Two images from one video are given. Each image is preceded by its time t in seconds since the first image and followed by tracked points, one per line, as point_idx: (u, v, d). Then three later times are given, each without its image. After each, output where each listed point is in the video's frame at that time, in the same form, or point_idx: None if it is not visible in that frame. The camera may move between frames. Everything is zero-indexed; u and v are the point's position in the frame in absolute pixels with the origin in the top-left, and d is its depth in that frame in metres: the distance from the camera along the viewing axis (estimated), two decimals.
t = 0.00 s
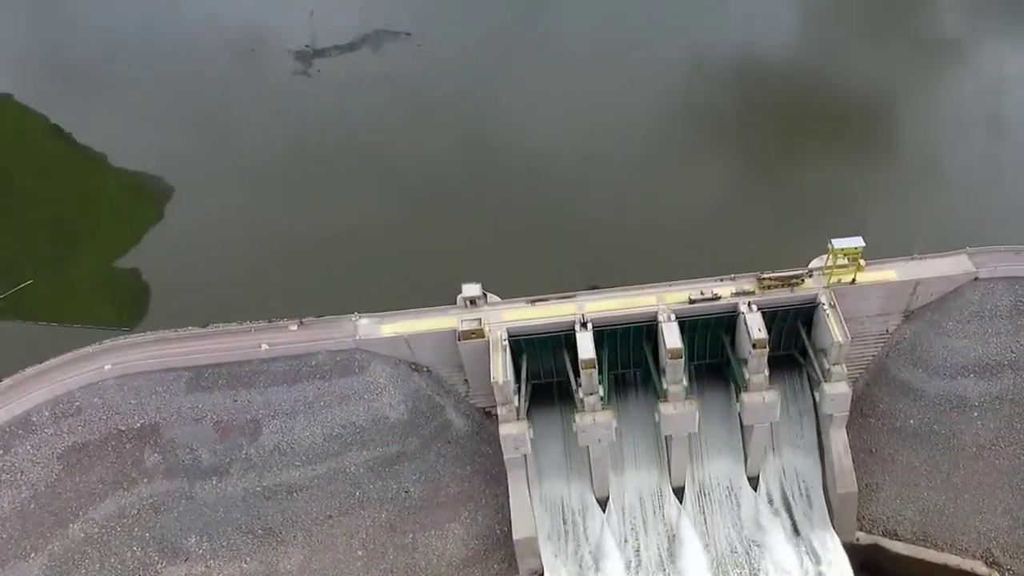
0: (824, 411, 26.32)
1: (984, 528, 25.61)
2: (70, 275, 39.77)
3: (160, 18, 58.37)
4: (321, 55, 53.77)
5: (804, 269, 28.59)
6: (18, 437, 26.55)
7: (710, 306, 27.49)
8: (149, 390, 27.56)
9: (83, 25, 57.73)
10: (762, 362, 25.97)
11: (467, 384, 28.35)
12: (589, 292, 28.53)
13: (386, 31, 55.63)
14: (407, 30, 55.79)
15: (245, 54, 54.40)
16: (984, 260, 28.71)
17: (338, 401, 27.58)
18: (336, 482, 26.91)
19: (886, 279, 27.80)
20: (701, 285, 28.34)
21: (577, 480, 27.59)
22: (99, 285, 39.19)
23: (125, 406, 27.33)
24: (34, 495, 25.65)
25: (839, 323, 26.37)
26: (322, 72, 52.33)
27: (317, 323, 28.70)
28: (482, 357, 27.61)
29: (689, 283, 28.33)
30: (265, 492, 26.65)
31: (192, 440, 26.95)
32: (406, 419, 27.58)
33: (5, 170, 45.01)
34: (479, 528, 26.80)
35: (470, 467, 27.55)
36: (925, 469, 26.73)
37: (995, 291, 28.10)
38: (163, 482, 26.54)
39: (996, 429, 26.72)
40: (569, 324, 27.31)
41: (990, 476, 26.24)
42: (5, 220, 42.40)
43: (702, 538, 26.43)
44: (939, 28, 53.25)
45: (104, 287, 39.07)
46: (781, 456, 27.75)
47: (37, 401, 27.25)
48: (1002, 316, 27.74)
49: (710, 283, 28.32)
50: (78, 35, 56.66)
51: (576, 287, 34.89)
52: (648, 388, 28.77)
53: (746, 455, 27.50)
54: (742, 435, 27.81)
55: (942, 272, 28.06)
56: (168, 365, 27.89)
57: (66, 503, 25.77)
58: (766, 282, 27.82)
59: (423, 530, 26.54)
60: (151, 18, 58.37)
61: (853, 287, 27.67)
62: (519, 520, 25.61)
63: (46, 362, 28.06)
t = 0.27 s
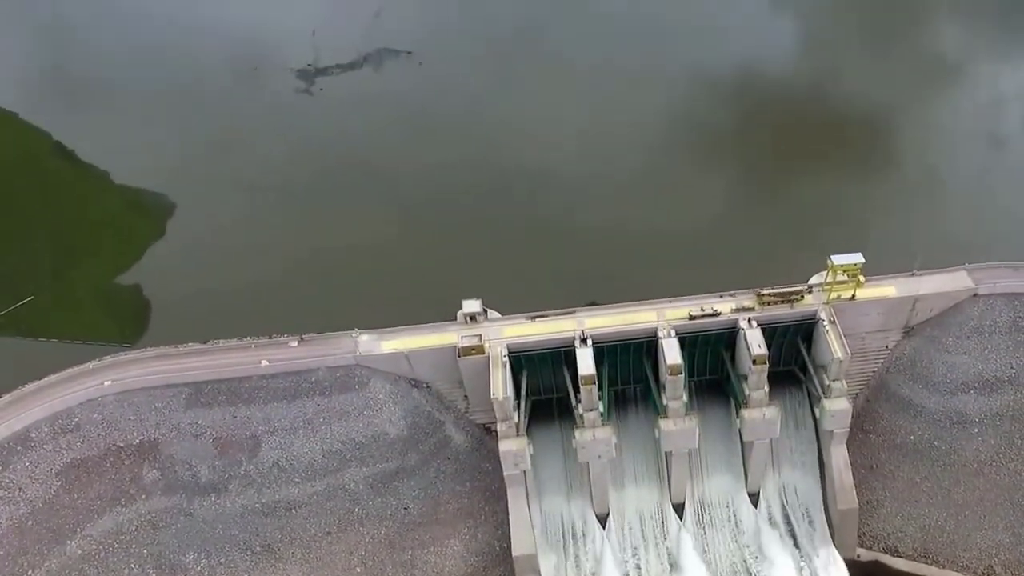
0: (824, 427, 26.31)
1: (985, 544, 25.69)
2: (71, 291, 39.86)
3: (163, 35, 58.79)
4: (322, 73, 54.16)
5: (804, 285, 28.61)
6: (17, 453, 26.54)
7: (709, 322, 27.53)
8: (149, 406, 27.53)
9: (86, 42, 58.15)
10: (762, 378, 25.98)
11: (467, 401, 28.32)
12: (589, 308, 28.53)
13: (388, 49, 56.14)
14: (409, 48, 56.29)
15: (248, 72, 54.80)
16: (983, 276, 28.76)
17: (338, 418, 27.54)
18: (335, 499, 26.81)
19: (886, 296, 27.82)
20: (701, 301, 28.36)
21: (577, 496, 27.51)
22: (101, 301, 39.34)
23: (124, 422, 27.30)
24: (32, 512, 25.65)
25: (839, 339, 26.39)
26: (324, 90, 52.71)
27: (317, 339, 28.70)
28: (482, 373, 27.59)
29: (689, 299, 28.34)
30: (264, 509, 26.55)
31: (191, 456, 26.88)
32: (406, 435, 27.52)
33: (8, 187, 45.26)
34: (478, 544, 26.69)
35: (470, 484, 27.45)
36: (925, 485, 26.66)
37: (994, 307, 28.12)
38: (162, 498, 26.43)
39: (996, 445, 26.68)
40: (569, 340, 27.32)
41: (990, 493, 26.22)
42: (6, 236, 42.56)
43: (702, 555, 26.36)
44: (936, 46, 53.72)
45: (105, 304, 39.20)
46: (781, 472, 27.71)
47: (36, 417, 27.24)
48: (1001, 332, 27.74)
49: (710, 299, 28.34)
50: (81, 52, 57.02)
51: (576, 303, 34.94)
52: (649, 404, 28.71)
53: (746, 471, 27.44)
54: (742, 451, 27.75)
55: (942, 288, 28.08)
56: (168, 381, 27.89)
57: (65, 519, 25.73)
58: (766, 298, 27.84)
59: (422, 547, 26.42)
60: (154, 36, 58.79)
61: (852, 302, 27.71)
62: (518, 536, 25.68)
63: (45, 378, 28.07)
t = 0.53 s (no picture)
0: (824, 443, 26.23)
1: (986, 561, 25.46)
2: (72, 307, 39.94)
3: (166, 53, 59.29)
4: (325, 92, 54.60)
5: (804, 301, 28.67)
6: (15, 470, 26.54)
7: (709, 338, 27.58)
8: (148, 422, 27.52)
9: (90, 60, 58.59)
10: (761, 395, 26.00)
11: (467, 417, 28.30)
12: (589, 324, 28.56)
13: (390, 68, 56.68)
14: (410, 67, 56.83)
15: (250, 90, 55.23)
16: (983, 292, 28.80)
17: (337, 434, 27.50)
18: (333, 515, 26.67)
19: (886, 312, 27.84)
20: (701, 317, 28.40)
21: (576, 512, 27.41)
22: (102, 318, 39.45)
23: (123, 438, 27.26)
24: (30, 529, 25.65)
25: (839, 355, 26.45)
26: (326, 109, 53.10)
27: (317, 355, 28.73)
28: (482, 390, 27.58)
29: (689, 315, 28.36)
30: (262, 525, 26.42)
31: (190, 473, 26.82)
32: (405, 451, 27.47)
33: (11, 204, 45.54)
34: (477, 561, 26.49)
35: (469, 500, 27.34)
36: (926, 501, 26.52)
37: (993, 323, 28.14)
38: (159, 515, 26.32)
39: (996, 462, 26.60)
40: (568, 357, 27.37)
41: (991, 509, 26.09)
42: (9, 252, 42.75)
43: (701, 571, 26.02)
44: (934, 65, 54.26)
45: (106, 321, 39.33)
46: (781, 488, 27.60)
47: (35, 434, 27.25)
48: (1001, 348, 27.74)
49: (709, 315, 28.40)
50: (85, 69, 57.50)
51: (576, 320, 35.00)
52: (648, 420, 28.67)
53: (746, 488, 27.38)
54: (742, 468, 27.71)
55: (942, 304, 28.09)
56: (168, 397, 27.90)
57: (61, 536, 25.65)
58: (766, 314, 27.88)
59: (421, 564, 26.23)
60: (158, 54, 59.28)
61: (852, 319, 27.75)
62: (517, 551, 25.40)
63: (45, 395, 28.06)
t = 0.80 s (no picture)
0: (824, 459, 26.26)
1: None
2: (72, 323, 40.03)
3: (170, 71, 59.80)
4: (327, 109, 55.00)
5: (803, 317, 28.73)
6: (13, 486, 26.51)
7: (709, 354, 27.61)
8: (148, 438, 27.50)
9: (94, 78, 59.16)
10: (761, 411, 26.00)
11: (467, 433, 28.26)
12: (589, 340, 28.59)
13: (391, 86, 57.13)
14: (412, 85, 57.27)
15: (253, 107, 55.70)
16: (982, 308, 28.85)
17: (336, 450, 27.45)
18: (332, 532, 26.55)
19: (885, 328, 27.89)
20: (700, 333, 28.43)
21: (576, 529, 27.33)
22: (103, 335, 39.56)
23: (122, 454, 27.23)
24: (27, 546, 25.56)
25: (839, 372, 26.48)
26: (329, 127, 53.48)
27: (317, 371, 28.74)
28: (482, 406, 27.57)
29: (689, 331, 28.41)
30: (261, 542, 26.29)
31: (188, 489, 26.74)
32: (404, 468, 27.40)
33: (14, 221, 45.84)
34: None
35: (469, 517, 27.26)
36: (927, 518, 26.38)
37: (993, 339, 28.16)
38: (158, 531, 26.21)
39: (997, 478, 26.51)
40: (568, 373, 27.39)
41: (993, 526, 25.95)
42: (11, 268, 42.94)
43: None
44: (932, 82, 54.61)
45: (107, 337, 39.42)
46: (781, 505, 27.58)
47: (34, 450, 27.23)
48: (1001, 364, 27.74)
49: (709, 331, 28.43)
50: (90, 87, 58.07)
51: (576, 336, 35.06)
52: (649, 436, 28.65)
53: (747, 504, 27.29)
54: (742, 484, 27.65)
55: (941, 320, 28.15)
56: (167, 413, 27.89)
57: (59, 553, 25.57)
58: (766, 331, 27.94)
59: None
60: (161, 72, 59.80)
61: (852, 335, 27.78)
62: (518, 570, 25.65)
63: (45, 411, 28.08)
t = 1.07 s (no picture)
0: (824, 475, 26.35)
1: None
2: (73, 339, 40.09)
3: (173, 90, 60.31)
4: (329, 127, 55.44)
5: (803, 333, 28.80)
6: (11, 503, 26.46)
7: (709, 371, 27.63)
8: (147, 455, 27.44)
9: (97, 95, 59.68)
10: (762, 427, 26.00)
11: (467, 449, 28.19)
12: (589, 356, 28.59)
13: (393, 104, 57.62)
14: (413, 103, 57.77)
15: (255, 125, 56.13)
16: (982, 324, 28.90)
17: (335, 466, 27.38)
18: (331, 549, 26.42)
19: (885, 344, 27.92)
20: (700, 349, 28.44)
21: (576, 546, 27.31)
22: (103, 351, 39.62)
23: (121, 471, 27.15)
24: (24, 563, 25.49)
25: (839, 388, 26.52)
26: (330, 145, 53.85)
27: (317, 387, 28.73)
28: (482, 422, 27.55)
29: (689, 348, 28.43)
30: (259, 559, 26.18)
31: (187, 506, 26.64)
32: (404, 484, 27.31)
33: (16, 236, 46.04)
34: None
35: (468, 533, 27.20)
36: (928, 535, 26.25)
37: (993, 355, 28.18)
38: (156, 549, 26.10)
39: (998, 494, 26.41)
40: (569, 389, 27.39)
41: (994, 543, 25.82)
42: (12, 283, 43.07)
43: None
44: (929, 100, 55.08)
45: (107, 353, 39.48)
46: (782, 522, 27.54)
47: (33, 466, 27.19)
48: (1001, 381, 27.72)
49: (709, 347, 28.44)
50: (93, 105, 58.58)
51: (576, 352, 35.10)
52: (648, 453, 28.59)
53: (747, 521, 27.21)
54: (742, 501, 27.57)
55: (940, 336, 28.19)
56: (166, 429, 27.85)
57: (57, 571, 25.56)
58: (766, 347, 27.98)
59: None
60: (164, 91, 60.29)
61: (852, 351, 27.83)
62: None
63: (44, 427, 28.05)
